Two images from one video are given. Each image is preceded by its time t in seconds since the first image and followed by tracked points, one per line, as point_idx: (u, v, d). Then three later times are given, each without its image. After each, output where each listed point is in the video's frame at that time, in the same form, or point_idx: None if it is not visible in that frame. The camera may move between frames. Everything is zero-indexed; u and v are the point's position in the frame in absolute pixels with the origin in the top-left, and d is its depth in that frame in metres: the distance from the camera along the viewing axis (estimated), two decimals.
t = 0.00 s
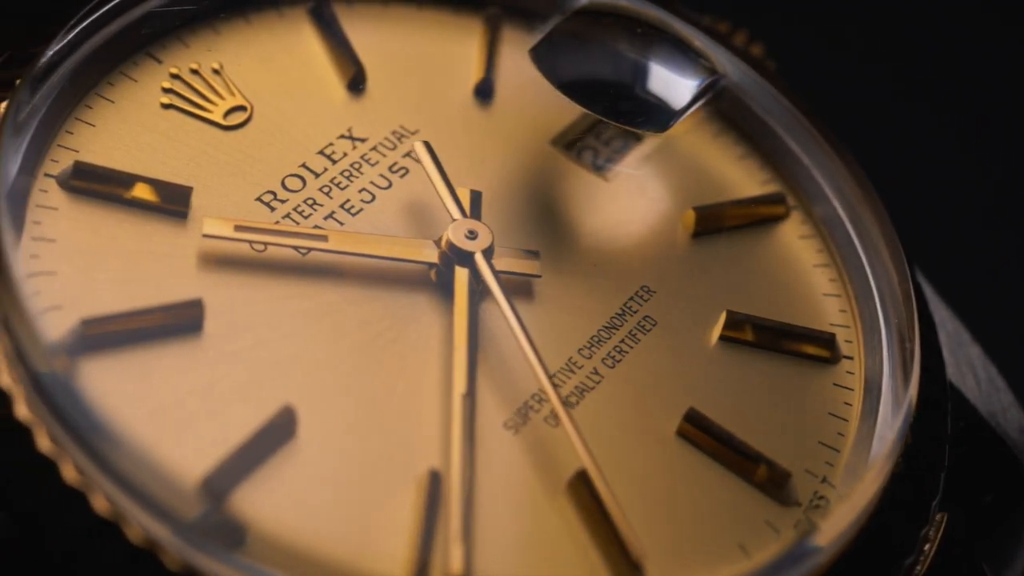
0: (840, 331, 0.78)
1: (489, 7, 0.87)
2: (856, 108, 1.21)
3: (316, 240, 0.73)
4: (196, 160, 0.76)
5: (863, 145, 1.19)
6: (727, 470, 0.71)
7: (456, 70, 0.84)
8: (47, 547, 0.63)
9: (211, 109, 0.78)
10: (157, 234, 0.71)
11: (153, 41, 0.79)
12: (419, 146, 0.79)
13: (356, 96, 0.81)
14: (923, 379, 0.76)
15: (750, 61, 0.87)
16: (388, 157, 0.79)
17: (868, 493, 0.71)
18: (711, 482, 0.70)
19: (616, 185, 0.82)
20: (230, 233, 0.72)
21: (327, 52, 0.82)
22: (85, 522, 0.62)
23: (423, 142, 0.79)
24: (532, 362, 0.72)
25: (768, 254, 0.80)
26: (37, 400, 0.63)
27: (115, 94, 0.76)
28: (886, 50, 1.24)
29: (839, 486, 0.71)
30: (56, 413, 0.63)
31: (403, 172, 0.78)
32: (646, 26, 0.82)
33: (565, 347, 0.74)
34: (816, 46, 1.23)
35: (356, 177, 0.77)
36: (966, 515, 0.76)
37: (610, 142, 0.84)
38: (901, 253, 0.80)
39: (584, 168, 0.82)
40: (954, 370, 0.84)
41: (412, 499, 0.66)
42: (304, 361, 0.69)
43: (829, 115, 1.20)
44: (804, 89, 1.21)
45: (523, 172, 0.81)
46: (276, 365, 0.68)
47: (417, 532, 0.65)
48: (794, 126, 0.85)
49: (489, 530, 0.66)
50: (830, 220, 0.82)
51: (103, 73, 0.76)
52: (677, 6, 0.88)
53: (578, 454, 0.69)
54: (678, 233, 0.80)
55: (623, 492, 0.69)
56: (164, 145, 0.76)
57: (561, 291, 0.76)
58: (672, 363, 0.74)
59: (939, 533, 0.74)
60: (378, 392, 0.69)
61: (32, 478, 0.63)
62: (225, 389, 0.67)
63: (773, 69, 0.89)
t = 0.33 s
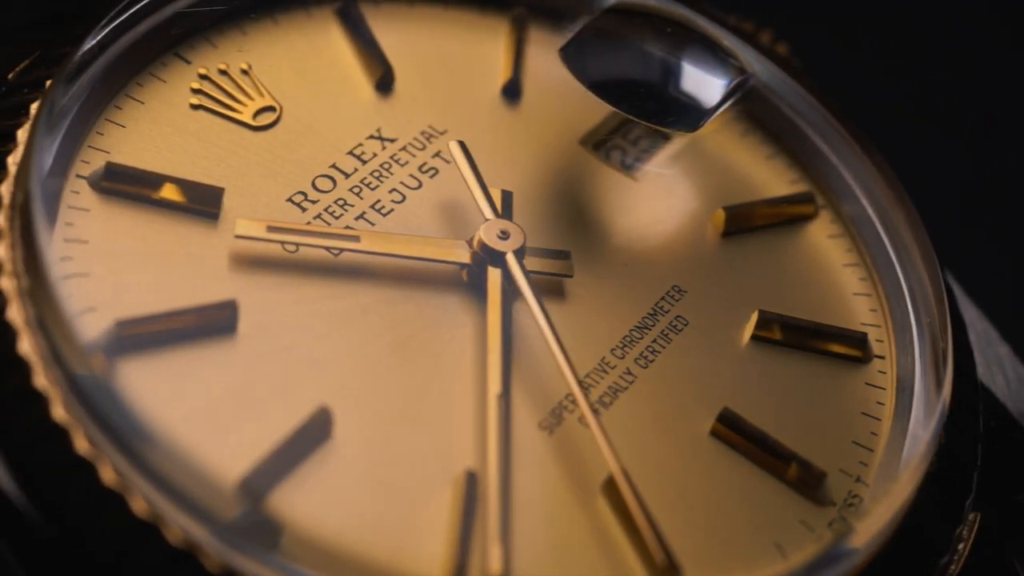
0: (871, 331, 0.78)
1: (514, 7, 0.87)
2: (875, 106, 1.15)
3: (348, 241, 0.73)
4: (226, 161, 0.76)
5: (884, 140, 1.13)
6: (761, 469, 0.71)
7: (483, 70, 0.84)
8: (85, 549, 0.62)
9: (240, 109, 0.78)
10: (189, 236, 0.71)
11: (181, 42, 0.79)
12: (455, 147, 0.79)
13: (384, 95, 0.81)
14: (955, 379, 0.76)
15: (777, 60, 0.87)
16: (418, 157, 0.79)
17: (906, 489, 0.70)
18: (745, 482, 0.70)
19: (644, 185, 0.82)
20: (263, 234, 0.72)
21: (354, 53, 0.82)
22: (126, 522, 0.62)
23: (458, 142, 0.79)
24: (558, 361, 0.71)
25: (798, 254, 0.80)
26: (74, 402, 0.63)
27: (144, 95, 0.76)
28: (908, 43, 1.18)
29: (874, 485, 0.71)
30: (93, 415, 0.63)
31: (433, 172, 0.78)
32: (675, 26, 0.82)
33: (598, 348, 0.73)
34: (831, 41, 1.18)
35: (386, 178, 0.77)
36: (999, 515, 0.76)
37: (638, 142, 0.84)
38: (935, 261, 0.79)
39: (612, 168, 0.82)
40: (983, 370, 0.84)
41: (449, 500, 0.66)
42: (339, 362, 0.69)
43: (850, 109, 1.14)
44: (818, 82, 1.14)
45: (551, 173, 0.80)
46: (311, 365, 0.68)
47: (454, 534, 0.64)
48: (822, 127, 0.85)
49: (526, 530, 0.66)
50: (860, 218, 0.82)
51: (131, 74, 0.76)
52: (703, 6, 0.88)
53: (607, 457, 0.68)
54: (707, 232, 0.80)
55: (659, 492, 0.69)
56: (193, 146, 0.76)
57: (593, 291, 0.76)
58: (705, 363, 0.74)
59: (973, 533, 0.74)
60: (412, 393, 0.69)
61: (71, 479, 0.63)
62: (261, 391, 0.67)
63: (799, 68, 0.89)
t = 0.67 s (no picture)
0: (902, 330, 0.78)
1: (541, 7, 0.87)
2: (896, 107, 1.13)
3: (380, 241, 0.73)
4: (256, 161, 0.75)
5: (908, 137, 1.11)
6: (795, 469, 0.71)
7: (511, 70, 0.84)
8: (122, 551, 0.62)
9: (269, 110, 0.78)
10: (221, 237, 0.71)
11: (210, 42, 0.79)
12: (488, 148, 0.79)
13: (412, 95, 0.81)
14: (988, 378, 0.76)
15: (805, 60, 0.87)
16: (448, 156, 0.79)
17: (942, 488, 0.70)
18: (779, 482, 0.70)
19: (672, 185, 0.82)
20: (296, 234, 0.72)
21: (382, 53, 0.82)
22: (163, 525, 0.62)
23: (491, 142, 0.80)
24: (588, 361, 0.71)
25: (828, 253, 0.80)
26: (111, 404, 0.63)
27: (173, 95, 0.76)
28: (930, 39, 1.16)
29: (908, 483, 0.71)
30: (130, 416, 0.62)
31: (463, 172, 0.78)
32: (705, 24, 0.82)
33: (630, 348, 0.73)
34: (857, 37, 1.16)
35: (417, 178, 0.77)
36: None
37: (665, 142, 0.84)
38: (967, 265, 0.79)
39: (641, 167, 0.82)
40: (1015, 368, 0.83)
41: (486, 501, 0.66)
42: (373, 362, 0.69)
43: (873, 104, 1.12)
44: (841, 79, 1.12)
45: (579, 172, 0.80)
46: (345, 366, 0.68)
47: (492, 535, 0.64)
48: (851, 127, 0.85)
49: (563, 530, 0.65)
50: (888, 217, 0.82)
51: (160, 74, 0.76)
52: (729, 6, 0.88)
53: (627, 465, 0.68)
54: (737, 232, 0.80)
55: (695, 492, 0.69)
56: (223, 146, 0.75)
57: (625, 291, 0.75)
58: (737, 363, 0.74)
59: (1006, 532, 0.74)
60: (447, 393, 0.69)
61: (108, 481, 0.63)
62: (297, 392, 0.67)
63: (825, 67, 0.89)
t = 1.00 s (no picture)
0: (932, 328, 0.78)
1: (567, 7, 0.87)
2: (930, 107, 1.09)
3: (413, 241, 0.73)
4: (286, 161, 0.75)
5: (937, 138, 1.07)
6: (829, 468, 0.71)
7: (538, 70, 0.84)
8: (166, 552, 0.62)
9: (298, 110, 0.77)
10: (253, 237, 0.71)
11: (239, 42, 0.79)
12: (524, 148, 0.79)
13: (440, 95, 0.81)
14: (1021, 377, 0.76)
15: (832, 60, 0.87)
16: (477, 156, 0.79)
17: (976, 491, 0.70)
18: (814, 481, 0.70)
19: (700, 184, 0.82)
20: (328, 235, 0.72)
21: (410, 53, 0.82)
22: (203, 526, 0.62)
23: (527, 142, 0.80)
24: (617, 363, 0.71)
25: (857, 253, 0.80)
26: (147, 405, 0.63)
27: (203, 95, 0.76)
28: (955, 37, 1.13)
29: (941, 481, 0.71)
30: (167, 418, 0.62)
31: (492, 172, 0.78)
32: (734, 24, 0.81)
33: (662, 347, 0.73)
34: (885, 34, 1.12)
35: (446, 178, 0.77)
36: None
37: (692, 141, 0.84)
38: (996, 261, 0.79)
39: (669, 167, 0.82)
40: None
41: (523, 501, 0.65)
42: (408, 363, 0.69)
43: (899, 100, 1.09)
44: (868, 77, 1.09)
45: (608, 172, 0.80)
46: (379, 366, 0.68)
47: (529, 534, 0.64)
48: (880, 126, 0.85)
49: (600, 530, 0.65)
50: (917, 216, 0.82)
51: (190, 74, 0.76)
52: (756, 6, 0.88)
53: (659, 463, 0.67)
54: (766, 231, 0.80)
55: (731, 491, 0.68)
56: (254, 146, 0.75)
57: (657, 289, 0.75)
58: (769, 363, 0.74)
59: None
60: (482, 393, 0.69)
61: (145, 483, 0.63)
62: (332, 393, 0.66)
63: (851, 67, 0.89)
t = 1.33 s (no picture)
0: (963, 328, 0.78)
1: (592, 6, 0.87)
2: (968, 107, 1.08)
3: (446, 242, 0.73)
4: (317, 162, 0.75)
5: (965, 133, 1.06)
6: (863, 466, 0.71)
7: (565, 71, 0.84)
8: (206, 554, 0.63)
9: (328, 111, 0.77)
10: (285, 238, 0.71)
11: (268, 42, 0.79)
12: (558, 147, 0.78)
13: (469, 95, 0.81)
14: None
15: (859, 59, 0.88)
16: (506, 156, 0.79)
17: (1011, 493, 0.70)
18: (849, 480, 0.70)
19: (729, 183, 0.82)
20: (361, 235, 0.72)
21: (438, 54, 0.82)
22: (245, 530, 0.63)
23: (560, 141, 0.79)
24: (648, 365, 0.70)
25: (887, 252, 0.80)
26: (184, 404, 0.63)
27: (232, 96, 0.76)
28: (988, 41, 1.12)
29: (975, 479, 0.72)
30: (206, 418, 0.62)
31: (522, 173, 0.78)
32: (764, 24, 0.81)
33: (695, 347, 0.73)
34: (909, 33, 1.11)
35: (477, 178, 0.77)
36: None
37: (721, 141, 0.83)
38: None
39: (698, 166, 0.82)
40: None
41: (559, 500, 0.65)
42: (442, 363, 0.69)
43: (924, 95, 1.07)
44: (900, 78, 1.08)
45: (637, 171, 0.80)
46: (415, 366, 0.68)
47: (566, 533, 0.64)
48: (907, 124, 0.85)
49: (636, 529, 0.65)
50: (944, 213, 0.82)
51: (220, 74, 0.76)
52: (782, 5, 0.88)
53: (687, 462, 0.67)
54: (796, 231, 0.80)
55: (768, 490, 0.68)
56: (284, 146, 0.75)
57: (688, 289, 0.75)
58: (802, 362, 0.74)
59: None
60: (517, 392, 0.69)
61: (184, 483, 0.64)
62: (368, 394, 0.66)
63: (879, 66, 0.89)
